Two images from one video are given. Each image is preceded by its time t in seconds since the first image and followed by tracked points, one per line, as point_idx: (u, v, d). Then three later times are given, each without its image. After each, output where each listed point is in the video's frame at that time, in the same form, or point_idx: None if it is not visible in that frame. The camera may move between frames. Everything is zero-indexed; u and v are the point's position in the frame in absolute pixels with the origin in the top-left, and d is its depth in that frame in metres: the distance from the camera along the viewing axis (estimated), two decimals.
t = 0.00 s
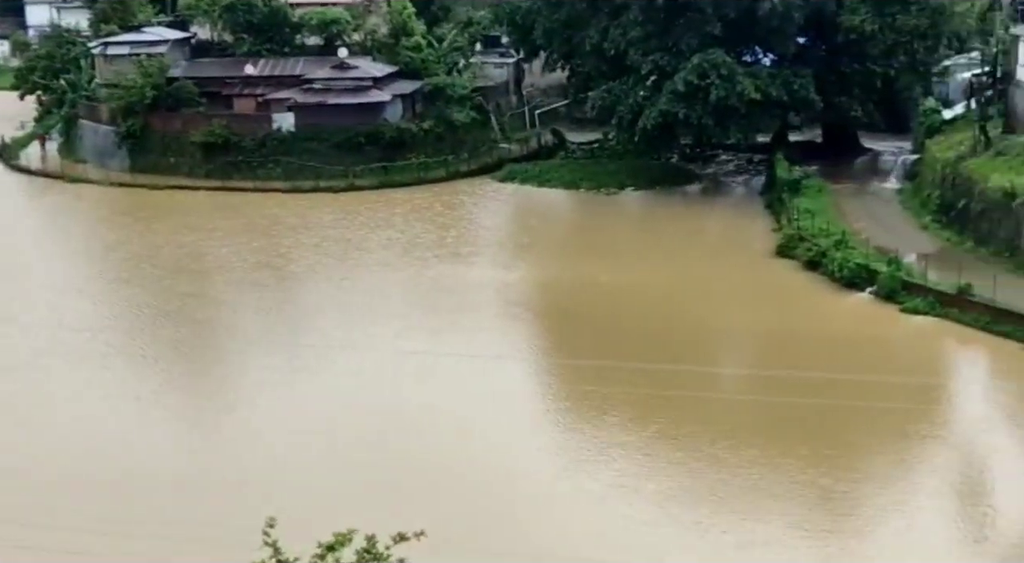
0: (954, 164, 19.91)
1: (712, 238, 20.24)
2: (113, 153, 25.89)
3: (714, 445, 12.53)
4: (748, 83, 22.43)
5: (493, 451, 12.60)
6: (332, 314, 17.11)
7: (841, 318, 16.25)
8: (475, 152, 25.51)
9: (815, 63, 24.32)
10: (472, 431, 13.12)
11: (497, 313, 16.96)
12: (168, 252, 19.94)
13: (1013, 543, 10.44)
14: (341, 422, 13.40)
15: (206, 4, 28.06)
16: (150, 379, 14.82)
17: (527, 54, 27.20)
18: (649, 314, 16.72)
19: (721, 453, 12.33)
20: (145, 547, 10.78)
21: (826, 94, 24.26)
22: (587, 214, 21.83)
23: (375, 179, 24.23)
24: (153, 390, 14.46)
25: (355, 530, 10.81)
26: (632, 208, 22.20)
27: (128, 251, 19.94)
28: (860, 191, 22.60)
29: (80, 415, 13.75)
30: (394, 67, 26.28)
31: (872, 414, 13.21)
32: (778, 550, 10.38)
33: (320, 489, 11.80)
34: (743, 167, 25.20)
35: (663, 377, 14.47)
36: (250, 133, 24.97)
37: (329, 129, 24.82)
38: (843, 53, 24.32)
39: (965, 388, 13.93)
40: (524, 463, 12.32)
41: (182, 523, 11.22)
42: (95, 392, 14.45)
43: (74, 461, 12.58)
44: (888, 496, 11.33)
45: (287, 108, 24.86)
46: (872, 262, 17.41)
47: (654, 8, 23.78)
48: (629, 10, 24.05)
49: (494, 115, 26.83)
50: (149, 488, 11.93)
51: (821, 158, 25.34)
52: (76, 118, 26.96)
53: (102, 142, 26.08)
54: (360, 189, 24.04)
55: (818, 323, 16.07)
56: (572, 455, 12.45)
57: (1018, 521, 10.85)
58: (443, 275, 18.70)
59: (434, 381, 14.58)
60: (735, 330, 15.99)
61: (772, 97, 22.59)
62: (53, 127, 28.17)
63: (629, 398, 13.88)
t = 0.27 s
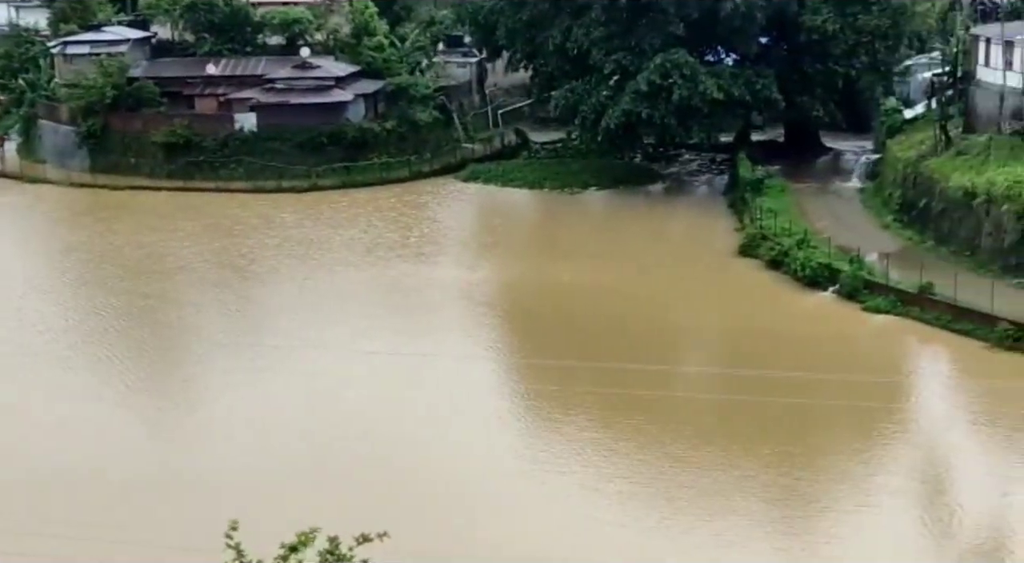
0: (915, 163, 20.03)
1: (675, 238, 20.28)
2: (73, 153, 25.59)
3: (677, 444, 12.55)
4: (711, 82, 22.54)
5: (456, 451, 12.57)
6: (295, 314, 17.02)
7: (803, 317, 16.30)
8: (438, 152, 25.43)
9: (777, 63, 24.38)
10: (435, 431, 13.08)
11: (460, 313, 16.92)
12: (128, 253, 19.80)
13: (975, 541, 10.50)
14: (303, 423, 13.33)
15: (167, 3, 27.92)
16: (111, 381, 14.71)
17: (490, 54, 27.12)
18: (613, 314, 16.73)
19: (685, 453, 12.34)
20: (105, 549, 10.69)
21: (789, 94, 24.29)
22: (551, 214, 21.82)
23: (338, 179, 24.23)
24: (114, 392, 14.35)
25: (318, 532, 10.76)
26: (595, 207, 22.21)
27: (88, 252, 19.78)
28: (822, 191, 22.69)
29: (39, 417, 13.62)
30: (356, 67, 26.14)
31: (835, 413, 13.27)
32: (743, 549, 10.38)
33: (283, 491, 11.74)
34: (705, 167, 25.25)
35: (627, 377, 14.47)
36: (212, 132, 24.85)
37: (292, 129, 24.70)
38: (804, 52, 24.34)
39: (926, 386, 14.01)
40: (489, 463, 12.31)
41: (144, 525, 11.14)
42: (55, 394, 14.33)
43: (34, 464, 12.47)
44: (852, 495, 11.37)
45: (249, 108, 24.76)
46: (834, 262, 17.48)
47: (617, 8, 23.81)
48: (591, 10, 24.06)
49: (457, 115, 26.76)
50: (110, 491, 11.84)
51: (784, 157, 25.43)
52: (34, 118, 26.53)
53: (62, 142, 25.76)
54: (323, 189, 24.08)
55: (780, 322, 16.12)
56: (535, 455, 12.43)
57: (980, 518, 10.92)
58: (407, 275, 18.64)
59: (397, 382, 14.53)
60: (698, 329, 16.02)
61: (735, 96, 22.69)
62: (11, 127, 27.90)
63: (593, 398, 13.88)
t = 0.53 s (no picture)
0: (892, 164, 20.08)
1: (652, 238, 20.28)
2: (48, 154, 25.44)
3: (655, 445, 12.54)
4: (688, 82, 22.52)
5: (434, 452, 12.54)
6: (272, 315, 16.97)
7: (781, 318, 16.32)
8: (415, 152, 25.35)
9: (754, 64, 24.45)
10: (413, 432, 13.06)
11: (438, 314, 16.90)
12: (103, 253, 19.70)
13: (953, 540, 10.52)
14: (280, 424, 13.29)
15: (143, 3, 27.83)
16: (88, 382, 14.63)
17: (467, 55, 27.06)
18: (591, 314, 16.72)
19: (663, 453, 12.34)
20: (83, 551, 10.63)
21: (766, 94, 24.29)
22: (529, 214, 21.81)
23: (315, 179, 24.12)
24: (88, 394, 14.27)
25: (296, 533, 10.72)
26: (573, 208, 22.21)
27: (65, 253, 19.67)
28: (800, 191, 22.74)
29: (16, 419, 13.55)
30: (333, 67, 26.10)
31: (812, 413, 13.28)
32: (722, 550, 10.38)
33: (261, 492, 11.69)
34: (683, 167, 25.29)
35: (606, 377, 14.47)
36: (188, 133, 24.76)
37: (269, 129, 24.62)
38: (781, 53, 24.40)
39: (904, 386, 14.04)
40: (466, 463, 12.28)
41: (122, 528, 11.07)
42: (29, 396, 14.24)
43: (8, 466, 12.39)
44: (831, 495, 11.38)
45: (226, 108, 24.67)
46: (811, 262, 17.51)
47: (594, 8, 23.87)
48: (568, 11, 24.07)
49: (435, 115, 26.73)
50: (84, 492, 11.77)
51: (761, 158, 25.48)
52: (9, 118, 26.31)
53: (37, 143, 25.62)
54: (300, 190, 23.94)
55: (757, 323, 16.14)
56: (513, 455, 12.41)
57: (957, 517, 10.95)
58: (385, 276, 18.61)
59: (374, 383, 14.49)
60: (676, 330, 16.03)
61: (713, 97, 22.71)
62: None
63: (571, 398, 13.87)
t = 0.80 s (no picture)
0: (888, 165, 20.10)
1: (649, 239, 20.29)
2: (45, 154, 25.40)
3: (652, 445, 12.54)
4: (685, 83, 22.52)
5: (431, 453, 12.54)
6: (269, 315, 16.95)
7: (777, 318, 16.33)
8: (412, 153, 25.36)
9: (751, 64, 24.47)
10: (410, 432, 13.06)
11: (435, 314, 16.90)
12: (99, 254, 19.68)
13: (949, 540, 10.53)
14: (278, 425, 13.28)
15: (140, 4, 27.83)
16: (85, 383, 14.61)
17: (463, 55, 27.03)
18: (587, 314, 16.73)
19: (660, 454, 12.33)
20: (80, 552, 10.61)
21: (763, 95, 24.28)
22: (525, 215, 21.80)
23: (312, 180, 24.15)
24: (83, 394, 14.26)
25: (294, 533, 10.72)
26: (570, 208, 22.21)
27: (61, 253, 19.64)
28: (796, 192, 22.74)
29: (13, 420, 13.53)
30: (330, 68, 26.11)
31: (810, 414, 13.28)
32: (719, 551, 10.37)
33: (258, 492, 11.69)
34: (680, 168, 25.30)
35: (603, 378, 14.46)
36: (184, 133, 24.73)
37: (266, 130, 24.60)
38: (777, 54, 24.41)
39: (900, 386, 14.05)
40: (462, 463, 12.29)
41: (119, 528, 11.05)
42: (24, 397, 14.23)
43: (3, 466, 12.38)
44: (828, 496, 11.38)
45: (223, 108, 24.66)
46: (808, 262, 17.53)
47: (591, 9, 23.85)
48: (565, 11, 24.07)
49: (431, 116, 26.72)
50: (79, 493, 11.76)
51: (757, 158, 25.49)
52: (5, 118, 26.25)
53: (33, 143, 25.58)
54: (297, 190, 23.98)
55: (754, 323, 16.15)
56: (511, 456, 12.40)
57: (954, 517, 10.96)
58: (381, 276, 18.59)
59: (371, 383, 14.48)
60: (672, 330, 16.03)
61: (709, 98, 22.72)
62: None
63: (567, 398, 13.88)
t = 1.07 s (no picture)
0: (906, 166, 20.07)
1: (666, 240, 20.28)
2: (64, 155, 25.48)
3: (668, 447, 12.54)
4: (703, 85, 22.49)
5: (448, 453, 12.56)
6: (286, 316, 17.00)
7: (794, 320, 16.31)
8: (429, 154, 25.41)
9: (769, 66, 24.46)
10: (428, 432, 13.09)
11: (452, 315, 16.92)
12: (117, 254, 19.75)
13: (966, 543, 10.51)
14: (295, 425, 13.32)
15: (159, 4, 27.95)
16: (103, 383, 14.68)
17: (481, 56, 27.08)
18: (603, 315, 16.74)
19: (676, 455, 12.33)
20: (99, 551, 10.66)
21: (781, 96, 24.25)
22: (543, 216, 21.81)
23: (329, 181, 24.20)
24: (101, 394, 14.31)
25: (311, 533, 10.75)
26: (587, 209, 22.22)
27: (80, 254, 19.72)
28: (814, 193, 22.70)
29: (32, 420, 13.59)
30: (347, 68, 26.09)
31: (826, 416, 13.26)
32: (734, 552, 10.37)
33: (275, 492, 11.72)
34: (697, 169, 25.28)
35: (620, 379, 14.46)
36: (202, 135, 24.79)
37: (284, 131, 24.63)
38: (795, 55, 24.39)
39: (917, 389, 14.04)
40: (479, 463, 12.32)
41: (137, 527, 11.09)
42: (40, 396, 14.28)
43: (19, 465, 12.43)
44: (843, 498, 11.36)
45: (241, 110, 24.74)
46: (825, 264, 17.50)
47: (609, 10, 23.84)
48: (582, 13, 24.07)
49: (449, 117, 26.75)
50: (94, 492, 11.81)
51: (775, 160, 25.46)
52: (23, 119, 26.22)
53: (52, 144, 25.66)
54: (314, 191, 24.00)
55: (771, 325, 16.13)
56: (527, 457, 12.41)
57: (971, 520, 10.96)
58: (398, 277, 18.62)
59: (388, 384, 14.51)
60: (689, 331, 16.03)
61: (727, 99, 22.71)
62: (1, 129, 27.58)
63: (582, 400, 13.88)
